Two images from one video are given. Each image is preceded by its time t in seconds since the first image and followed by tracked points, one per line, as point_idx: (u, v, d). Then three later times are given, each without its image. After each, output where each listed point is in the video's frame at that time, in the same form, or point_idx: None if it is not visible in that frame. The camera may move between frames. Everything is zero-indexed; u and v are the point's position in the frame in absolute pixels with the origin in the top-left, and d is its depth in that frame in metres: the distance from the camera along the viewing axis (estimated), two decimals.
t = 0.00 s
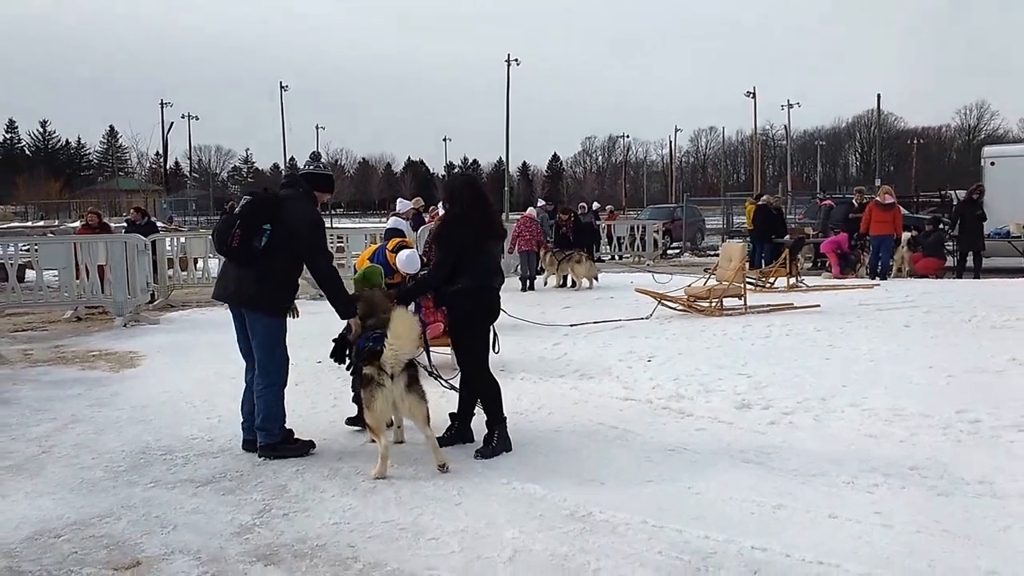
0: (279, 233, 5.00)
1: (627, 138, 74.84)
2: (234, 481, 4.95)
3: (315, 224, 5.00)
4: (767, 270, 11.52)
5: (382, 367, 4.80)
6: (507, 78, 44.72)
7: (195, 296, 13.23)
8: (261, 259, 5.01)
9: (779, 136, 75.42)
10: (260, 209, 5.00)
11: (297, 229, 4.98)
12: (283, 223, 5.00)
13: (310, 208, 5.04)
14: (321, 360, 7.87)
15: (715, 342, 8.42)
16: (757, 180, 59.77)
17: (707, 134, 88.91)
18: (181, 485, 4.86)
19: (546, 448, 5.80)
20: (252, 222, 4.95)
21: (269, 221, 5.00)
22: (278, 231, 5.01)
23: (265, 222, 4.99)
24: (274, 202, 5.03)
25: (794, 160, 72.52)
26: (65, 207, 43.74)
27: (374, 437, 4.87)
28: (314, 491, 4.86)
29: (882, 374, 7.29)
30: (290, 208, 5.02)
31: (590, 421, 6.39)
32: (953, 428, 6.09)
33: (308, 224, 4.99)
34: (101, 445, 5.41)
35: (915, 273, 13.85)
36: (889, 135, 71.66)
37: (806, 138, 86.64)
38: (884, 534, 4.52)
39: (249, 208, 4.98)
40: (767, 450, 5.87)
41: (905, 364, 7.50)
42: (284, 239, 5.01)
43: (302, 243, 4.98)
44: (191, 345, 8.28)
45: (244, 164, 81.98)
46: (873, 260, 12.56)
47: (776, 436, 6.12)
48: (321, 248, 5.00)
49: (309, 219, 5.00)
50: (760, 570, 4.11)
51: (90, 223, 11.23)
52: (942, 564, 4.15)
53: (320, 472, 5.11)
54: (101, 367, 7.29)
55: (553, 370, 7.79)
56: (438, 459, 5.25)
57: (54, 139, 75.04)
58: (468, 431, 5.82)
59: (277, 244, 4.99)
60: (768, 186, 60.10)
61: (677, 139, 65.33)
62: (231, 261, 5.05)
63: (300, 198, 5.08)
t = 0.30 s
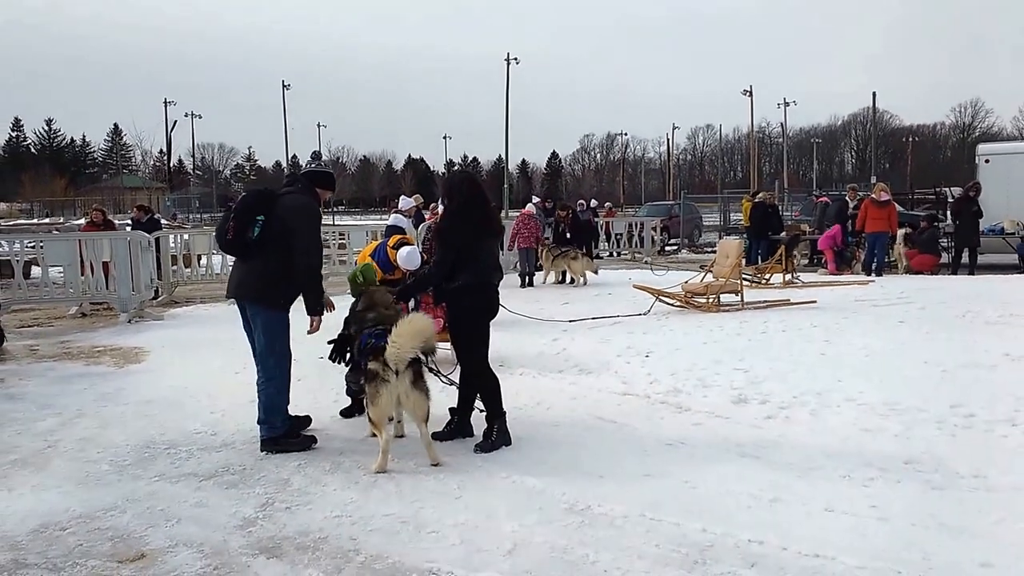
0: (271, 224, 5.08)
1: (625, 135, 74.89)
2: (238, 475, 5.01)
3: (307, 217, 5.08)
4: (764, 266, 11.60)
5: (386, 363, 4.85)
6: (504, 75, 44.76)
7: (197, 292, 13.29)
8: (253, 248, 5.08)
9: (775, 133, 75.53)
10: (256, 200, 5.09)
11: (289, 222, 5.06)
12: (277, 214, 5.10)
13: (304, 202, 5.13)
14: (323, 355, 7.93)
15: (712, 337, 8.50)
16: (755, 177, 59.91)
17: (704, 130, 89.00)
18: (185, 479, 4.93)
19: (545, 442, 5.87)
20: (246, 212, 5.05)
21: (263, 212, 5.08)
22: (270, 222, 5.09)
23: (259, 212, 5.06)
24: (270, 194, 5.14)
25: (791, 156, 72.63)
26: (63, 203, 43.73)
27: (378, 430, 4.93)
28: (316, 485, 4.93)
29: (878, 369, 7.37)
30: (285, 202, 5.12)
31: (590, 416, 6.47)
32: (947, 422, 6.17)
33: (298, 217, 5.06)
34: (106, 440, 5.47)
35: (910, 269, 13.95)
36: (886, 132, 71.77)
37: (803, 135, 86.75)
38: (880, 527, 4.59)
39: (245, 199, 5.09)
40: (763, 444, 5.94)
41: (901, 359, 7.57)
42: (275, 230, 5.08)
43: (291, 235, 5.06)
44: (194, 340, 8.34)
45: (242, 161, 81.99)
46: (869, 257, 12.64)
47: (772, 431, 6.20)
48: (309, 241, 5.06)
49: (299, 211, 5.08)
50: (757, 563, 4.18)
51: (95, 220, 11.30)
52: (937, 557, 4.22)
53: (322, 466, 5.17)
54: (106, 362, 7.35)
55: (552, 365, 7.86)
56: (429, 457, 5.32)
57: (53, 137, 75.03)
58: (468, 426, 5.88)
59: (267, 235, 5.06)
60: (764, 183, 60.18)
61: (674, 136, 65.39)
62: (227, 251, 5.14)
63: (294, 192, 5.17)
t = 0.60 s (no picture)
0: (268, 216, 5.16)
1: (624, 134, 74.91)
2: (241, 471, 5.06)
3: (303, 211, 5.13)
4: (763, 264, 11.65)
5: (392, 358, 4.90)
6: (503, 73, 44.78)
7: (200, 290, 13.32)
8: (249, 238, 5.15)
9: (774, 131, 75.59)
10: (258, 194, 5.21)
11: (286, 215, 5.13)
12: (275, 208, 5.18)
13: (304, 198, 5.19)
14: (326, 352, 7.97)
15: (712, 334, 8.55)
16: (754, 176, 59.94)
17: (703, 129, 89.07)
18: (189, 475, 4.97)
19: (546, 438, 5.91)
20: (246, 204, 5.16)
21: (262, 204, 5.17)
22: (268, 215, 5.17)
23: (258, 205, 5.17)
24: (273, 190, 5.25)
25: (791, 155, 72.65)
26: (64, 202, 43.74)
27: (385, 426, 4.97)
28: (319, 480, 4.97)
29: (876, 365, 7.41)
30: (285, 197, 5.20)
31: (590, 412, 6.51)
32: (945, 418, 6.21)
33: (294, 210, 5.12)
34: (111, 436, 5.51)
35: (909, 267, 14.00)
36: (885, 131, 71.81)
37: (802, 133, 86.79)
38: (878, 522, 4.63)
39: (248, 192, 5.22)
40: (763, 440, 5.98)
41: (899, 355, 7.62)
42: (272, 222, 5.15)
43: (285, 226, 5.12)
44: (198, 337, 8.38)
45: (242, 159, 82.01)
46: (867, 254, 12.68)
47: (772, 426, 6.24)
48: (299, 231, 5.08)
49: (295, 204, 5.14)
50: (756, 557, 4.22)
51: (99, 218, 11.36)
52: (934, 551, 4.26)
53: (324, 462, 5.21)
54: (111, 359, 7.40)
55: (553, 362, 7.91)
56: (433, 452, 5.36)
57: (54, 135, 75.11)
58: (468, 422, 5.93)
59: (264, 225, 5.14)
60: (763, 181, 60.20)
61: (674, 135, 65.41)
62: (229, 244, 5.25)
63: (296, 190, 5.26)
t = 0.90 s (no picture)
0: (273, 212, 5.25)
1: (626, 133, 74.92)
2: (246, 467, 5.08)
3: (306, 208, 5.18)
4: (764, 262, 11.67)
5: (398, 356, 4.92)
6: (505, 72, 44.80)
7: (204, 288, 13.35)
8: (254, 233, 5.25)
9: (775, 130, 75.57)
10: (266, 192, 5.32)
11: (289, 211, 5.20)
12: (280, 205, 5.27)
13: (309, 196, 5.26)
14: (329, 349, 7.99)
15: (714, 332, 8.57)
16: (755, 176, 59.94)
17: (704, 128, 89.07)
18: (193, 472, 4.99)
19: (548, 436, 5.93)
20: (252, 201, 5.28)
21: (268, 202, 5.28)
22: (273, 211, 5.26)
23: (264, 202, 5.27)
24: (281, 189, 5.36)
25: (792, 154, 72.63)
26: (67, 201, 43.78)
27: (390, 422, 4.99)
28: (322, 477, 4.99)
29: (878, 363, 7.42)
30: (292, 195, 5.28)
31: (593, 409, 6.54)
32: (946, 415, 6.23)
33: (297, 206, 5.18)
34: (116, 433, 5.54)
35: (909, 265, 14.02)
36: (886, 129, 71.78)
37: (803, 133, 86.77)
38: (879, 518, 4.66)
39: (256, 190, 5.34)
40: (765, 437, 6.00)
41: (900, 353, 7.64)
42: (276, 218, 5.24)
43: (288, 222, 5.18)
44: (202, 335, 8.42)
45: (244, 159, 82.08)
46: (868, 253, 12.70)
47: (773, 423, 6.26)
48: (301, 226, 5.12)
49: (299, 202, 5.21)
50: (758, 553, 4.24)
51: (104, 216, 11.38)
52: (935, 547, 4.28)
53: (328, 459, 5.24)
54: (115, 356, 7.43)
55: (555, 359, 7.93)
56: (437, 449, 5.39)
57: (57, 135, 75.24)
58: (470, 419, 5.96)
59: (268, 221, 5.23)
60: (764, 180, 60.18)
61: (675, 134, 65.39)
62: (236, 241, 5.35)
63: (303, 189, 5.34)
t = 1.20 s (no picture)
0: (277, 210, 5.26)
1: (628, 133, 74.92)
2: (251, 466, 5.09)
3: (310, 208, 5.19)
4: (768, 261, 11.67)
5: (403, 353, 4.92)
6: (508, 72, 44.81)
7: (209, 287, 13.38)
8: (257, 231, 5.25)
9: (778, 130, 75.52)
10: (271, 190, 5.34)
11: (293, 210, 5.21)
12: (284, 204, 5.28)
13: (314, 196, 5.27)
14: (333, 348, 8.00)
15: (717, 330, 8.57)
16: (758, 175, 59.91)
17: (707, 127, 89.02)
18: (199, 470, 5.00)
19: (552, 434, 5.94)
20: (257, 198, 5.29)
21: (273, 200, 5.29)
22: (276, 209, 5.27)
23: (268, 200, 5.28)
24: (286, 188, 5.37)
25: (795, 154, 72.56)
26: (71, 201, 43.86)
27: (393, 420, 5.00)
28: (327, 475, 4.99)
29: (881, 361, 7.42)
30: (297, 194, 5.30)
31: (596, 407, 6.54)
32: (950, 414, 6.22)
33: (302, 205, 5.20)
34: (121, 432, 5.56)
35: (913, 264, 14.02)
36: (889, 129, 71.69)
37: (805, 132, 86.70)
38: (883, 516, 4.65)
39: (262, 188, 5.35)
40: (769, 435, 6.01)
41: (904, 351, 7.63)
42: (279, 216, 5.24)
43: (292, 219, 5.19)
44: (207, 334, 8.44)
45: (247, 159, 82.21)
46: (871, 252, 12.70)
47: (777, 421, 6.27)
48: (304, 225, 5.13)
49: (303, 201, 5.22)
50: (761, 551, 4.24)
51: (109, 216, 11.41)
52: (939, 545, 4.28)
53: (333, 457, 5.24)
54: (121, 355, 7.44)
55: (559, 358, 7.94)
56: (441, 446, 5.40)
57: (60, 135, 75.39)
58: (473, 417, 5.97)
59: (271, 218, 5.24)
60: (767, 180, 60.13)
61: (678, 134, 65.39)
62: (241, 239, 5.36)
63: (308, 189, 5.36)
